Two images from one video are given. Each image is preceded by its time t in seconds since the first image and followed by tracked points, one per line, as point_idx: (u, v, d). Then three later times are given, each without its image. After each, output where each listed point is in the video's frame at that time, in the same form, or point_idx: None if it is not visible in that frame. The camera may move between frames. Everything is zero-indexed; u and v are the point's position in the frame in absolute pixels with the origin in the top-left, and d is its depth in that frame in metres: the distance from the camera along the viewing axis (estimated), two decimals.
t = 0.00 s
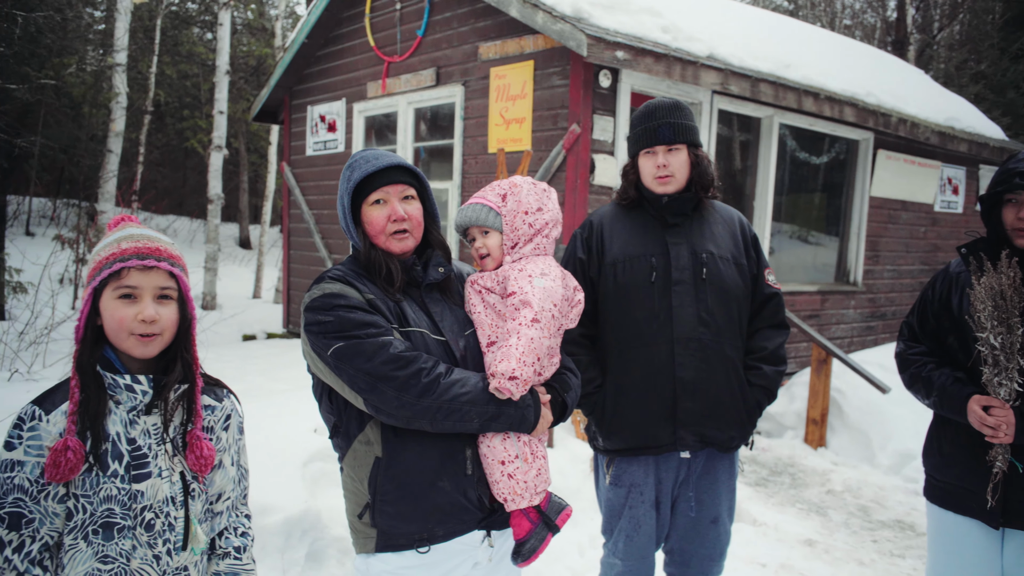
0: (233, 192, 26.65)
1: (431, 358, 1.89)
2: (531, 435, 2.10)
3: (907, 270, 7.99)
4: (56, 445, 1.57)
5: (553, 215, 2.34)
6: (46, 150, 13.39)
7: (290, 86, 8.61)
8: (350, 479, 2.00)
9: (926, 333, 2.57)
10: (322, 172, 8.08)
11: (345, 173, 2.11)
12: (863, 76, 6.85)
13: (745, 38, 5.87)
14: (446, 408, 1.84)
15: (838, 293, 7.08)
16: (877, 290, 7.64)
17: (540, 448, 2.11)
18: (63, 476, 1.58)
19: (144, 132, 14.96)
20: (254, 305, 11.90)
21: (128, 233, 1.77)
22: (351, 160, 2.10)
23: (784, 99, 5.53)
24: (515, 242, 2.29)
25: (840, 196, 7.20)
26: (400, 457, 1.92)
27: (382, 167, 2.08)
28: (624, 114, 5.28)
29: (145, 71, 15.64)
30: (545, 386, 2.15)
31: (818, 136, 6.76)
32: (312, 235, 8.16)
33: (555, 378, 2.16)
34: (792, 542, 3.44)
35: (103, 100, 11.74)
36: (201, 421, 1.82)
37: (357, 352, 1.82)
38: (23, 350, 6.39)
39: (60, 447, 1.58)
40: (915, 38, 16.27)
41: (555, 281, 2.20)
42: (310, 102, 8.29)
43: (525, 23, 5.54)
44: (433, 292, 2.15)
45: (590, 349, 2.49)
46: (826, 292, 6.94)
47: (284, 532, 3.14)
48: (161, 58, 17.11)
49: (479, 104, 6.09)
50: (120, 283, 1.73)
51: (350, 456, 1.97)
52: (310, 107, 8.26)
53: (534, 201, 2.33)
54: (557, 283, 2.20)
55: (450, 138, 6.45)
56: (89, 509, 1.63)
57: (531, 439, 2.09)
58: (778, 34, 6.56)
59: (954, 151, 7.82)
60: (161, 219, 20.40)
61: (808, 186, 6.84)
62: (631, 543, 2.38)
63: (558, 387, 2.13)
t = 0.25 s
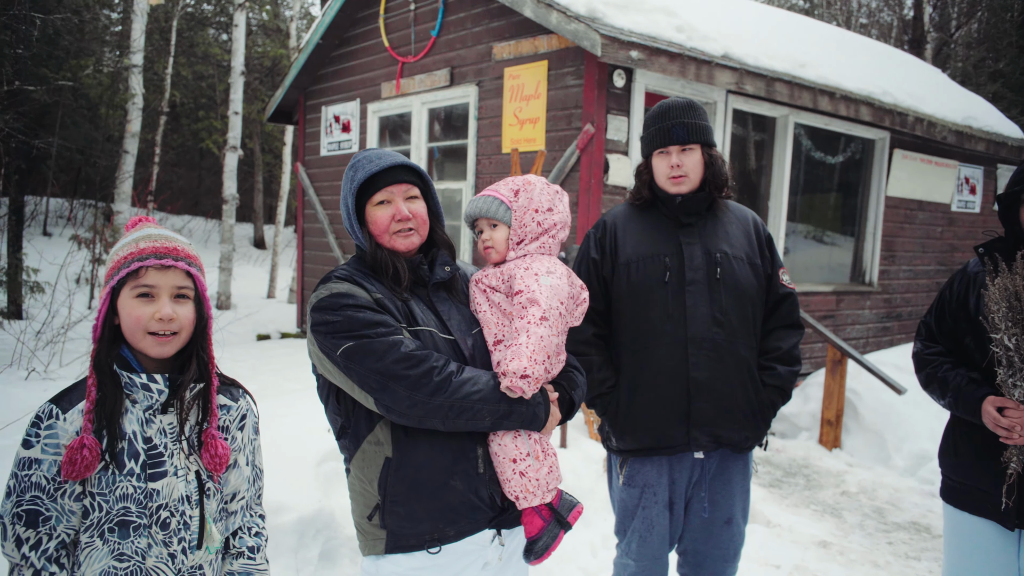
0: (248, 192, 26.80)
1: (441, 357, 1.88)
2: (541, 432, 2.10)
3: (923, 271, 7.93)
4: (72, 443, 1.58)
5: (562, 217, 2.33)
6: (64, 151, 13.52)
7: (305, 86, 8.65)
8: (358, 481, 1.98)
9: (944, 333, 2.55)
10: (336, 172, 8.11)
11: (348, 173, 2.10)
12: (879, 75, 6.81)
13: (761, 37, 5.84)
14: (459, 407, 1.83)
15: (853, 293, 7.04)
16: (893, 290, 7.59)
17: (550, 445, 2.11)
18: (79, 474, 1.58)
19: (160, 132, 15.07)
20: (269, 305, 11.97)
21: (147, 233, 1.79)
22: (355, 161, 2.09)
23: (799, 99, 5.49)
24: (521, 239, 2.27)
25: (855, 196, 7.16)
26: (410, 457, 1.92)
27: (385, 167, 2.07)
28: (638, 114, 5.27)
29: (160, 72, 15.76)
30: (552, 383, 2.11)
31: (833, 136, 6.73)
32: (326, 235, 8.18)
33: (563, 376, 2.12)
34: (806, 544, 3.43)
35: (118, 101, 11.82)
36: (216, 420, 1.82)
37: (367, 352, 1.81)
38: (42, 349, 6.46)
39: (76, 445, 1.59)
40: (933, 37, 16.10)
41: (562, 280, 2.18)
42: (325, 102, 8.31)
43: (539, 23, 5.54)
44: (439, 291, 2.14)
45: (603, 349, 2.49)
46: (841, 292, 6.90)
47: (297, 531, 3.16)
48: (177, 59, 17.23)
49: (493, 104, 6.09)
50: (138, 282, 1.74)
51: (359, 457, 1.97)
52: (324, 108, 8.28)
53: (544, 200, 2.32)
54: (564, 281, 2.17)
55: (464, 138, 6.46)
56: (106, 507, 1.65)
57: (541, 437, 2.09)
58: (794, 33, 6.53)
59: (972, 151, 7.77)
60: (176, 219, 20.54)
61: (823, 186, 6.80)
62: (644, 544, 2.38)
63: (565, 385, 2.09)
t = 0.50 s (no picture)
0: (254, 192, 26.89)
1: (445, 355, 1.87)
2: (542, 431, 2.13)
3: (930, 271, 7.92)
4: (78, 442, 1.58)
5: (573, 229, 2.36)
6: (71, 151, 13.59)
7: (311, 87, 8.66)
8: (356, 483, 1.93)
9: (952, 333, 2.55)
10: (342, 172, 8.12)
11: (339, 172, 2.02)
12: (885, 75, 6.79)
13: (768, 36, 5.83)
14: (465, 405, 1.82)
15: (860, 294, 7.02)
16: (899, 291, 7.57)
17: (551, 444, 2.15)
18: (84, 473, 1.58)
19: (167, 132, 15.13)
20: (275, 305, 12.00)
21: (153, 232, 1.79)
22: (347, 159, 2.02)
23: (805, 98, 5.48)
24: (528, 239, 2.27)
25: (862, 196, 7.15)
26: (413, 457, 1.89)
27: (379, 166, 2.01)
28: (644, 114, 5.27)
29: (167, 73, 15.83)
30: (549, 380, 2.10)
31: (840, 136, 6.72)
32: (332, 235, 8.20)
33: (558, 373, 2.12)
34: (812, 544, 3.42)
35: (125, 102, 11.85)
36: (221, 419, 1.83)
37: (370, 351, 1.77)
38: (49, 348, 6.49)
39: (82, 444, 1.58)
40: (941, 36, 16.05)
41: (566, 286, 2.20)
42: (331, 102, 8.33)
43: (545, 23, 5.53)
44: (436, 289, 2.11)
45: (608, 348, 2.48)
46: (847, 292, 6.89)
47: (303, 531, 3.16)
48: (183, 59, 17.31)
49: (499, 104, 6.10)
50: (145, 281, 1.74)
51: (359, 457, 1.91)
52: (330, 108, 8.29)
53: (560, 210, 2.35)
54: (567, 285, 2.18)
55: (470, 138, 6.46)
56: (111, 506, 1.64)
57: (543, 435, 2.13)
58: (800, 33, 6.52)
59: (979, 151, 7.75)
60: (183, 219, 20.61)
61: (829, 186, 6.79)
62: (649, 544, 2.38)
63: (562, 382, 2.09)
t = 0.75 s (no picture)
0: (262, 192, 26.98)
1: (456, 357, 1.87)
2: (550, 432, 2.13)
3: (941, 271, 7.88)
4: (86, 442, 1.58)
5: (580, 234, 2.36)
6: (81, 151, 13.67)
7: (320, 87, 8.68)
8: (361, 485, 1.90)
9: (963, 333, 2.53)
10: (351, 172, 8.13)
11: (339, 172, 1.99)
12: (896, 74, 6.76)
13: (777, 35, 5.82)
14: (475, 406, 1.82)
15: (870, 294, 7.00)
16: (910, 291, 7.54)
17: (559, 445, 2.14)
18: (92, 474, 1.58)
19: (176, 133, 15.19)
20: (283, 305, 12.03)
21: (160, 233, 1.79)
22: (346, 158, 1.99)
23: (815, 98, 5.46)
24: (536, 242, 2.27)
25: (872, 196, 7.12)
26: (422, 458, 1.88)
27: (381, 166, 1.98)
28: (653, 114, 5.26)
29: (177, 74, 15.91)
30: (553, 380, 2.08)
31: (849, 135, 6.70)
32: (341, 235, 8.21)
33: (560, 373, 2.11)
34: (822, 545, 3.41)
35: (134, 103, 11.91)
36: (230, 418, 1.84)
37: (380, 353, 1.76)
38: (60, 348, 6.52)
39: (90, 444, 1.58)
40: (953, 35, 15.97)
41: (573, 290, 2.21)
42: (339, 103, 8.34)
43: (554, 23, 5.53)
44: (440, 290, 2.10)
45: (617, 348, 2.47)
46: (858, 292, 6.86)
47: (312, 530, 3.17)
48: (193, 60, 17.38)
49: (507, 104, 6.10)
50: (153, 281, 1.74)
51: (367, 460, 1.89)
52: (339, 109, 8.31)
53: (569, 213, 2.34)
54: (575, 291, 2.19)
55: (478, 138, 6.47)
56: (120, 505, 1.65)
57: (550, 435, 2.13)
58: (810, 32, 6.50)
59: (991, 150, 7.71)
60: (193, 219, 20.67)
61: (839, 186, 6.77)
62: (658, 544, 2.37)
63: (564, 381, 2.08)
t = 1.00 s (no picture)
0: (275, 192, 27.10)
1: (471, 359, 1.87)
2: (562, 432, 2.13)
3: (956, 271, 7.83)
4: (101, 447, 1.55)
5: (585, 230, 2.36)
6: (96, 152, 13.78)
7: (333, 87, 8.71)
8: (373, 488, 1.90)
9: (978, 335, 2.52)
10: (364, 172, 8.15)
11: (348, 172, 1.98)
12: (911, 73, 6.72)
13: (791, 34, 5.79)
14: (491, 408, 1.82)
15: (884, 294, 6.95)
16: (925, 292, 7.49)
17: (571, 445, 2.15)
18: (107, 480, 1.56)
19: (189, 133, 15.29)
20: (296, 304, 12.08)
21: (180, 234, 1.80)
22: (355, 158, 1.98)
23: (829, 97, 5.43)
24: (543, 241, 2.27)
25: (886, 196, 7.08)
26: (436, 461, 1.87)
27: (392, 167, 1.99)
28: (666, 114, 5.25)
29: (191, 75, 16.01)
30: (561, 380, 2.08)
31: (864, 135, 6.66)
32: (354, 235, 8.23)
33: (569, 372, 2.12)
34: (836, 547, 3.39)
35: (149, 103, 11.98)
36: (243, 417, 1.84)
37: (394, 355, 1.75)
38: (75, 347, 6.58)
39: (105, 449, 1.56)
40: (972, 34, 15.86)
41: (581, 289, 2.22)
42: (352, 103, 8.36)
43: (566, 23, 5.53)
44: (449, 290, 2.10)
45: (630, 349, 2.46)
46: (872, 293, 6.83)
47: (325, 529, 3.17)
48: (206, 61, 17.47)
49: (520, 104, 6.10)
50: (180, 280, 1.75)
51: (380, 462, 1.88)
52: (352, 109, 8.33)
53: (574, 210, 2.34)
54: (584, 291, 2.21)
55: (491, 139, 6.47)
56: (134, 505, 1.64)
57: (562, 435, 2.13)
58: (825, 31, 6.47)
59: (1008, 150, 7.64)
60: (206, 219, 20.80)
61: (853, 186, 6.73)
62: (670, 545, 2.36)
63: (574, 381, 2.09)
